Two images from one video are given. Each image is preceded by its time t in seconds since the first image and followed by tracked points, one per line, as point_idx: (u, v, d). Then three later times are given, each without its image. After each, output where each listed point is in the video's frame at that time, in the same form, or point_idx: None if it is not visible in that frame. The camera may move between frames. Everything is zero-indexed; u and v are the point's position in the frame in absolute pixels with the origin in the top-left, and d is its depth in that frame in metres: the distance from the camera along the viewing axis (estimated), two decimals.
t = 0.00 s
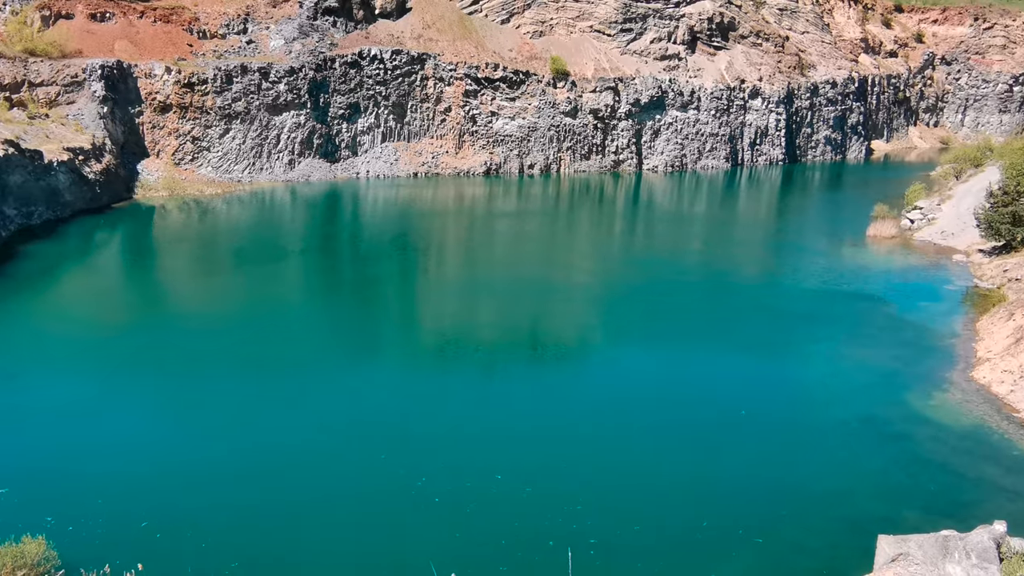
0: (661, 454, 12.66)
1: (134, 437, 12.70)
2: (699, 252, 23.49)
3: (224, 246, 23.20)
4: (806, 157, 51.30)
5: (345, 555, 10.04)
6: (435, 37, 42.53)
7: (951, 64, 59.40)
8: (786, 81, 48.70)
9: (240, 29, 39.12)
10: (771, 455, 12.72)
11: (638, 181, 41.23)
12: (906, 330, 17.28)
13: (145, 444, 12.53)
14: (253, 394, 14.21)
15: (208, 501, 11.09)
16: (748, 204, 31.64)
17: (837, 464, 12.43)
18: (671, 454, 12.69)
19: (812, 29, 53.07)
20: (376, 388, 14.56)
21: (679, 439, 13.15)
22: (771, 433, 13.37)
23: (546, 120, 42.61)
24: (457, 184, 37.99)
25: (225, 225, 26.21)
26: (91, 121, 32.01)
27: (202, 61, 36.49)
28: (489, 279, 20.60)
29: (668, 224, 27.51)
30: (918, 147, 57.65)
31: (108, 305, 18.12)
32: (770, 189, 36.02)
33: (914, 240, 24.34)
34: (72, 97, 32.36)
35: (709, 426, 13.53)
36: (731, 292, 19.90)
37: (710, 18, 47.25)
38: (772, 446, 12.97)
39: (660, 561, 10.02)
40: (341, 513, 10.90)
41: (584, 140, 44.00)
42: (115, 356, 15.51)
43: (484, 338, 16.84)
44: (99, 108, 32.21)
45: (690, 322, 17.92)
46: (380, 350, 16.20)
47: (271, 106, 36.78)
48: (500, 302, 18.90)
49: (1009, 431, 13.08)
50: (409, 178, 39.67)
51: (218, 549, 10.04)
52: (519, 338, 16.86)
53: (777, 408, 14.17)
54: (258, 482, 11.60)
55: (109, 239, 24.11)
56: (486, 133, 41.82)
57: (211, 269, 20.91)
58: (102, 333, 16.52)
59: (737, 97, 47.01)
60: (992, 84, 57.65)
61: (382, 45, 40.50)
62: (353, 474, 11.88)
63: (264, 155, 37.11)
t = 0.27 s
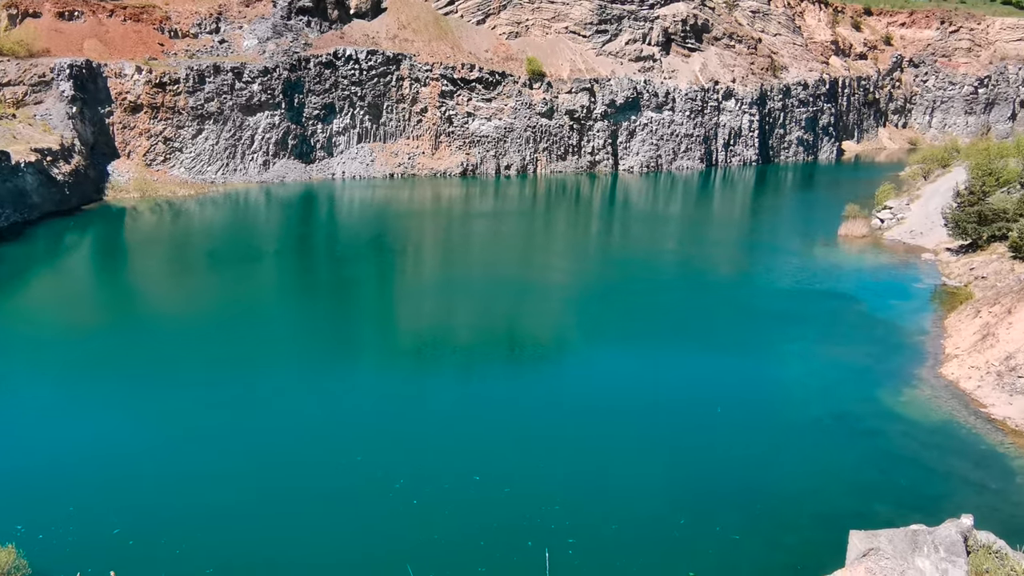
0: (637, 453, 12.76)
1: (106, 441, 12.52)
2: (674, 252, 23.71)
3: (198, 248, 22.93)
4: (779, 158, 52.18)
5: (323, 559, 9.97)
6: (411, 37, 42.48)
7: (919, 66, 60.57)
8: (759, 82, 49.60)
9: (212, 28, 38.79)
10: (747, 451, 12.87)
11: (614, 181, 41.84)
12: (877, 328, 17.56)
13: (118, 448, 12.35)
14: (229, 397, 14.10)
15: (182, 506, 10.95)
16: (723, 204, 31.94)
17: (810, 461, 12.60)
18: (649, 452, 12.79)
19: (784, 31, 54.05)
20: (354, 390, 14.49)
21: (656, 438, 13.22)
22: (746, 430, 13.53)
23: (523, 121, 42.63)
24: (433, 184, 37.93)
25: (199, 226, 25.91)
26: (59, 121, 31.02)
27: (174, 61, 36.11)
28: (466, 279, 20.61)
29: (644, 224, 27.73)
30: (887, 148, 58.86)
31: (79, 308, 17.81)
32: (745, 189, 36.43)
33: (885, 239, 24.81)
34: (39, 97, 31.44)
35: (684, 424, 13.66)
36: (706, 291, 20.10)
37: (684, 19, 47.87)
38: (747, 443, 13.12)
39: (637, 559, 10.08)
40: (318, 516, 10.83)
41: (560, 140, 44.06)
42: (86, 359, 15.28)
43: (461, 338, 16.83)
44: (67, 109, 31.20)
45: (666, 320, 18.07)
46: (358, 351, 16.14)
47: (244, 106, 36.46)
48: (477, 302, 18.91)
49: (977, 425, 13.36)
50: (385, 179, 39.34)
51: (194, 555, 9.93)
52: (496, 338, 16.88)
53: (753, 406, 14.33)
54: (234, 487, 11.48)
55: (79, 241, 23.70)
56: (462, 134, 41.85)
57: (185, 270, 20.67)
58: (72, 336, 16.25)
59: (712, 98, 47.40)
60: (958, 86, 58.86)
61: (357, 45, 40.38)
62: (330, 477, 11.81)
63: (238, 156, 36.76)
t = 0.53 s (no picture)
0: (615, 452, 12.82)
1: (79, 447, 12.32)
2: (649, 252, 23.88)
3: (172, 250, 22.67)
4: (754, 158, 52.90)
5: (300, 563, 9.88)
6: (386, 38, 42.29)
7: (889, 68, 61.54)
8: (733, 83, 50.30)
9: (185, 28, 38.50)
10: (722, 449, 12.99)
11: (592, 181, 42.57)
12: (850, 325, 17.81)
13: (90, 455, 12.15)
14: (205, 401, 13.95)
15: (157, 512, 10.81)
16: (699, 204, 32.24)
17: (785, 458, 12.74)
18: (627, 452, 12.86)
19: (757, 33, 55.15)
20: (331, 392, 14.42)
21: (633, 437, 13.30)
22: (721, 428, 13.66)
23: (500, 121, 42.64)
24: (410, 185, 37.82)
25: (173, 228, 25.62)
26: (28, 122, 30.11)
27: (146, 61, 35.74)
28: (444, 280, 20.58)
29: (620, 224, 27.90)
30: (859, 148, 59.82)
31: (49, 313, 17.51)
32: (720, 190, 36.78)
33: (857, 239, 25.13)
34: (8, 97, 30.49)
35: (660, 424, 13.75)
36: (682, 290, 20.27)
37: (659, 21, 48.40)
38: (723, 441, 13.23)
39: (614, 558, 10.13)
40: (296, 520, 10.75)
41: (536, 141, 44.13)
42: (57, 363, 15.03)
43: (439, 339, 16.82)
44: (36, 110, 30.36)
45: (642, 320, 18.20)
46: (335, 353, 16.06)
47: (218, 107, 36.06)
48: (455, 303, 18.91)
49: (947, 420, 13.59)
50: (362, 180, 39.12)
51: (169, 562, 9.80)
52: (474, 339, 16.89)
53: (729, 404, 14.46)
54: (210, 491, 11.36)
55: (49, 244, 23.30)
56: (439, 135, 41.79)
57: (159, 273, 20.43)
58: (42, 341, 15.98)
59: (686, 99, 48.02)
60: (926, 88, 59.82)
61: (332, 46, 40.27)
62: (307, 480, 11.72)
63: (212, 157, 36.21)
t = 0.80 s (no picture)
0: (594, 452, 12.88)
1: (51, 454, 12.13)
2: (625, 252, 24.04)
3: (147, 253, 22.41)
4: (729, 159, 53.50)
5: (279, 568, 9.82)
6: (362, 39, 42.20)
7: (860, 69, 62.45)
8: (708, 84, 50.75)
9: (158, 29, 37.84)
10: (698, 447, 13.10)
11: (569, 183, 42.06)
12: (824, 323, 18.05)
13: (63, 461, 11.98)
14: (181, 405, 13.82)
15: (133, 519, 10.68)
16: (675, 204, 32.51)
17: (761, 455, 12.89)
18: (605, 451, 12.93)
19: (732, 35, 55.73)
20: (309, 395, 14.34)
21: (611, 436, 13.38)
22: (697, 426, 13.78)
23: (477, 123, 42.64)
24: (387, 187, 37.70)
25: (147, 231, 25.32)
26: None
27: (117, 61, 35.08)
28: (422, 281, 20.56)
29: (597, 224, 28.05)
30: (831, 149, 60.66)
31: (20, 317, 17.23)
32: (696, 190, 37.09)
33: (830, 238, 25.44)
34: None
35: (639, 422, 13.85)
36: (659, 289, 20.45)
37: (634, 22, 48.48)
38: (699, 439, 13.35)
39: (594, 557, 10.19)
40: (274, 524, 10.69)
41: (514, 142, 44.20)
42: (28, 369, 14.78)
43: (418, 340, 16.80)
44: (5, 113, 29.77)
45: (620, 319, 18.32)
46: (312, 355, 15.98)
47: (192, 108, 35.73)
48: (433, 304, 18.90)
49: (919, 416, 13.83)
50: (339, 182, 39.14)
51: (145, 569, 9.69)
52: (453, 339, 16.91)
53: (705, 402, 14.60)
54: (187, 497, 11.25)
55: (19, 247, 22.91)
56: (416, 137, 41.71)
57: (133, 276, 20.19)
58: (12, 346, 15.71)
59: (662, 100, 48.22)
60: (896, 89, 60.60)
61: (308, 46, 39.96)
62: (286, 484, 11.65)
63: (186, 159, 35.90)
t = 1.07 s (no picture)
0: (571, 454, 12.92)
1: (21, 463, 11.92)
2: (601, 254, 24.18)
3: (119, 257, 22.11)
4: (703, 160, 53.86)
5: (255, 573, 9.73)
6: (336, 41, 42.22)
7: (830, 72, 63.34)
8: (682, 86, 51.10)
9: (128, 30, 37.28)
10: (673, 447, 13.19)
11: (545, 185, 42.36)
12: (798, 323, 18.28)
13: (33, 470, 11.77)
14: (155, 411, 13.65)
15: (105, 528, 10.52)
16: (650, 206, 32.70)
17: (736, 454, 12.99)
18: (582, 452, 12.98)
19: (704, 38, 56.22)
20: (285, 399, 14.24)
21: (588, 438, 13.43)
22: (672, 427, 13.88)
23: (452, 125, 42.59)
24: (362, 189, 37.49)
25: (118, 235, 24.98)
26: None
27: (86, 63, 34.57)
28: (398, 285, 20.52)
29: (574, 226, 28.17)
30: (803, 150, 61.36)
31: None
32: (671, 191, 37.27)
33: (802, 239, 25.81)
34: None
35: (614, 423, 13.92)
36: (634, 291, 20.59)
37: (609, 25, 48.97)
38: (675, 439, 13.44)
39: (571, 558, 10.20)
40: (250, 530, 10.60)
41: (490, 144, 44.12)
42: None
43: (395, 344, 16.76)
44: None
45: (596, 321, 18.41)
46: (288, 359, 15.88)
47: (163, 110, 35.24)
48: (409, 307, 18.86)
49: (891, 413, 14.03)
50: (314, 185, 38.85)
51: None
52: (429, 342, 16.89)
53: (680, 403, 14.71)
54: (161, 505, 11.10)
55: None
56: (391, 139, 41.55)
57: (105, 281, 19.90)
58: None
59: (637, 102, 48.42)
60: (866, 91, 61.54)
61: (281, 48, 39.68)
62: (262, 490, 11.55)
63: (158, 162, 35.35)
